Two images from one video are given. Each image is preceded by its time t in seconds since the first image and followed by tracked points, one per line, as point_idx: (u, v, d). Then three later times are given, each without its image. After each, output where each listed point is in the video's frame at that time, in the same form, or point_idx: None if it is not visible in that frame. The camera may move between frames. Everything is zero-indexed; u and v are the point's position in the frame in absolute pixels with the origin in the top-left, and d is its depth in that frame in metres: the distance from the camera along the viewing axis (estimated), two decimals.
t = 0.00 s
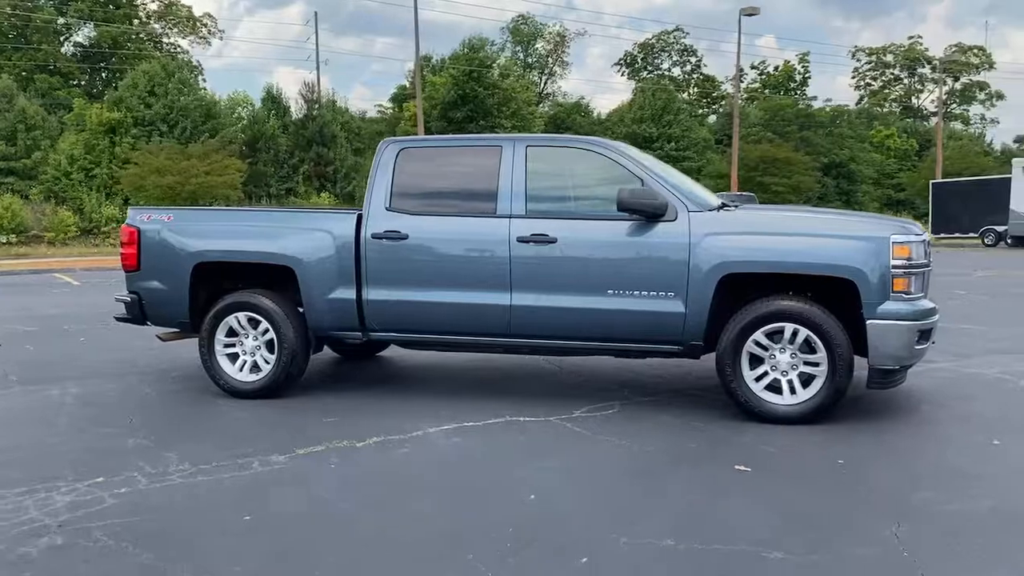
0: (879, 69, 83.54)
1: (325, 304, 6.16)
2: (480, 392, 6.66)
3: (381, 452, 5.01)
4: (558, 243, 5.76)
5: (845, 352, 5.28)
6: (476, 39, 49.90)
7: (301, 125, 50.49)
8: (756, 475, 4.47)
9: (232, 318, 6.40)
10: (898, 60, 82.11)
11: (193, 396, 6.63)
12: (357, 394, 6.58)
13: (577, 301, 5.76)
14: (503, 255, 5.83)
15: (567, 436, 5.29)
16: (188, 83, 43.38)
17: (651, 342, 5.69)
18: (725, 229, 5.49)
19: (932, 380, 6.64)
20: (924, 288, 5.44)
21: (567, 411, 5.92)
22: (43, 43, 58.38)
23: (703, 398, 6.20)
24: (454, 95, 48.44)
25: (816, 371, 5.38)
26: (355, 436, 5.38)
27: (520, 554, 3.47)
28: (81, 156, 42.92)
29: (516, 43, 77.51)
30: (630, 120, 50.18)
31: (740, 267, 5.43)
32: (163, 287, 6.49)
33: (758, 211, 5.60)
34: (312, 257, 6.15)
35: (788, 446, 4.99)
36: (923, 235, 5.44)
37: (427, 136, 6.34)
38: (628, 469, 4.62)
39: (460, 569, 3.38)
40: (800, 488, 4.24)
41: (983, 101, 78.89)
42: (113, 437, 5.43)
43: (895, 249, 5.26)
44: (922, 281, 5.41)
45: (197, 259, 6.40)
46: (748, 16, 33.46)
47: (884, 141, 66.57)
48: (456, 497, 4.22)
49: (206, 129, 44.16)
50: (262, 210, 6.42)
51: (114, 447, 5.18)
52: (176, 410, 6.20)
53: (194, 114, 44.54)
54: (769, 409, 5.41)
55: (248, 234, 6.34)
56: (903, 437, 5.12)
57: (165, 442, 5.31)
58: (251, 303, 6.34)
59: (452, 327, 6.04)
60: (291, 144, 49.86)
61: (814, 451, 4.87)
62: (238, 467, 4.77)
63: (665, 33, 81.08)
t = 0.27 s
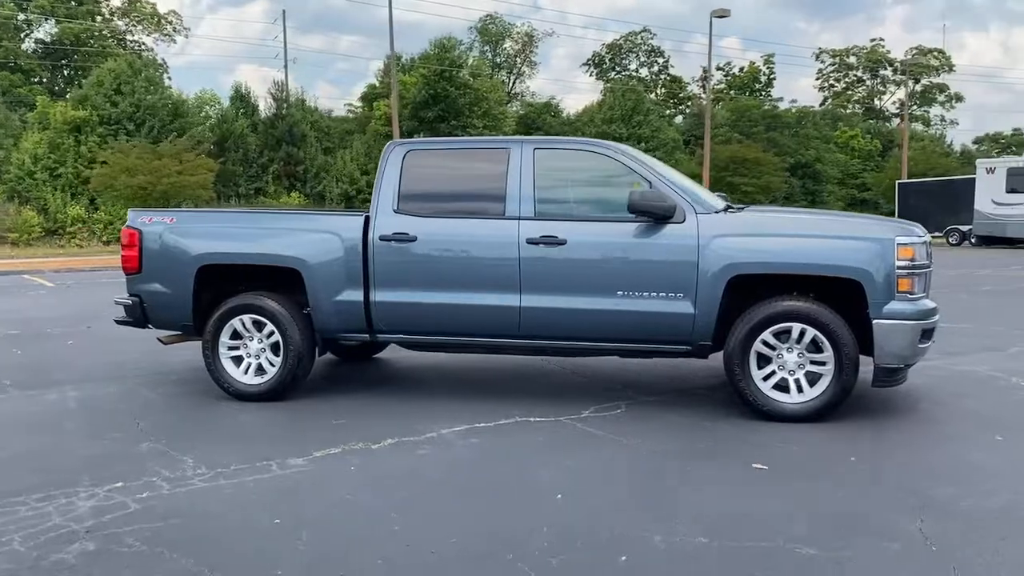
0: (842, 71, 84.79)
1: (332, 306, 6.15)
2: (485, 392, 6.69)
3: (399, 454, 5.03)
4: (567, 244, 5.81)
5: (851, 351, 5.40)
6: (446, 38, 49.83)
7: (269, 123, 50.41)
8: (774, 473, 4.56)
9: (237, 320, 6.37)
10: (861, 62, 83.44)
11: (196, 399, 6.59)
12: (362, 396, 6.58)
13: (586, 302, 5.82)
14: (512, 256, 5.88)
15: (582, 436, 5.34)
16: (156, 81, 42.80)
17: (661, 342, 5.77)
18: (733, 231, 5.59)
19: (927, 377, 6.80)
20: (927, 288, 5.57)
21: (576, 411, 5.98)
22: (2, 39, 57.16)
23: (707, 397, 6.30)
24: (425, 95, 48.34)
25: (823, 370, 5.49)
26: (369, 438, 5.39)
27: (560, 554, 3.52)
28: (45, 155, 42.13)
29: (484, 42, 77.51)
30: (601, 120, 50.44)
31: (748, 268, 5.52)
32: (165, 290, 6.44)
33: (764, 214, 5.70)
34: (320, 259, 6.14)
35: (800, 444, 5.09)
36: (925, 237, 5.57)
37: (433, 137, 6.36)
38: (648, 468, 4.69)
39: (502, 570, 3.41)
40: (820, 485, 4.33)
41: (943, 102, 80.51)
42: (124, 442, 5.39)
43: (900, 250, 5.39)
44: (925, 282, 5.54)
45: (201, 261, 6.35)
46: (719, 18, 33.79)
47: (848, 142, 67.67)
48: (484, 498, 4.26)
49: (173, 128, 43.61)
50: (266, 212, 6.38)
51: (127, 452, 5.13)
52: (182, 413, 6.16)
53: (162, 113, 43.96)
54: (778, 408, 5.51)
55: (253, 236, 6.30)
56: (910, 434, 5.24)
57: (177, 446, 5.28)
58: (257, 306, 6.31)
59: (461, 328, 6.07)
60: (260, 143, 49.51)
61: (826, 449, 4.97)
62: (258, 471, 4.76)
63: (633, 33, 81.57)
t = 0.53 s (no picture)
0: (807, 72, 85.93)
1: (339, 307, 6.16)
2: (488, 392, 6.74)
3: (416, 454, 5.06)
4: (575, 246, 5.88)
5: (853, 350, 5.52)
6: (416, 38, 49.67)
7: (239, 122, 49.91)
8: (789, 468, 4.66)
9: (241, 322, 6.35)
10: (825, 64, 84.61)
11: (198, 401, 6.56)
12: (367, 398, 6.60)
13: (593, 303, 5.88)
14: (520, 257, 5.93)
15: (593, 434, 5.42)
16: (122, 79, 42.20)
17: (667, 342, 5.85)
18: (738, 233, 5.69)
19: (921, 374, 6.96)
20: (925, 288, 5.71)
21: (583, 410, 6.05)
22: None
23: (710, 396, 6.41)
24: (395, 94, 48.19)
25: (826, 368, 5.62)
26: (382, 439, 5.41)
27: (594, 550, 3.58)
28: (8, 154, 41.34)
29: (453, 42, 77.38)
30: (571, 121, 50.62)
31: (753, 270, 5.63)
32: (168, 292, 6.40)
33: (768, 216, 5.81)
34: (325, 260, 6.14)
35: (808, 441, 5.21)
36: (924, 238, 5.71)
37: (438, 139, 6.39)
38: (665, 465, 4.77)
39: (540, 567, 3.47)
40: (836, 481, 4.44)
41: (906, 104, 81.92)
42: (134, 444, 5.36)
43: (900, 251, 5.53)
44: (923, 281, 5.68)
45: (204, 263, 6.33)
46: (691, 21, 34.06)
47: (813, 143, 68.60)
48: (508, 496, 4.31)
49: (140, 127, 43.05)
50: (271, 214, 6.36)
51: (140, 455, 5.11)
52: (187, 415, 6.13)
53: (128, 111, 43.33)
54: (783, 406, 5.64)
55: (257, 238, 6.28)
56: (913, 429, 5.38)
57: (189, 448, 5.27)
58: (261, 308, 6.30)
59: (467, 329, 6.12)
60: (228, 142, 49.00)
61: (835, 444, 5.09)
62: (277, 471, 4.78)
63: (602, 34, 81.92)
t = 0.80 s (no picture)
0: (774, 78, 86.98)
1: (344, 312, 6.16)
2: (490, 396, 6.77)
3: (429, 459, 5.08)
4: (581, 251, 5.94)
5: (855, 352, 5.64)
6: (388, 41, 49.54)
7: (209, 125, 49.42)
8: (800, 470, 4.76)
9: (244, 328, 6.32)
10: (791, 69, 85.71)
11: (199, 408, 6.52)
12: (370, 404, 6.60)
13: (600, 307, 5.94)
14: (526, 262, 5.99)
15: (602, 438, 5.48)
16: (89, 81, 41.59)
17: (673, 345, 5.93)
18: (742, 238, 5.79)
19: (913, 376, 7.11)
20: (923, 293, 5.83)
21: (589, 414, 6.10)
22: None
23: (710, 398, 6.50)
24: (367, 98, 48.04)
25: (828, 371, 5.73)
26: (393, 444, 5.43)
27: (625, 553, 3.63)
28: None
29: (423, 45, 77.26)
30: (543, 125, 50.78)
31: (757, 274, 5.73)
32: (170, 298, 6.36)
33: (770, 221, 5.92)
34: (330, 265, 6.14)
35: (814, 443, 5.30)
36: (921, 243, 5.84)
37: (442, 146, 6.44)
38: (678, 468, 4.84)
39: (574, 570, 3.51)
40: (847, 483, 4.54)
41: (869, 110, 83.27)
42: (142, 452, 5.33)
43: (899, 256, 5.65)
44: (921, 286, 5.80)
45: (207, 268, 6.30)
46: (664, 26, 34.30)
47: (781, 147, 69.44)
48: (529, 500, 4.35)
49: (108, 130, 42.44)
50: (274, 219, 6.35)
51: (151, 463, 5.08)
52: (191, 422, 6.09)
53: (96, 113, 42.71)
54: (786, 408, 5.74)
55: (260, 243, 6.26)
56: (914, 431, 5.50)
57: (199, 455, 5.24)
58: (266, 313, 6.29)
59: (473, 334, 6.15)
60: (197, 145, 48.48)
61: (842, 446, 5.20)
62: (293, 479, 4.77)
63: (572, 38, 82.31)
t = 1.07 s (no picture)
0: (742, 80, 87.79)
1: (353, 312, 6.10)
2: (498, 396, 6.75)
3: (450, 459, 5.05)
4: (593, 250, 5.93)
5: (866, 351, 5.69)
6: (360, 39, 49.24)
7: (178, 123, 48.77)
8: (822, 468, 4.79)
9: (250, 328, 6.23)
10: (759, 71, 86.57)
11: (203, 409, 6.42)
12: (377, 404, 6.53)
13: (612, 306, 5.94)
14: (538, 261, 5.96)
15: (618, 438, 5.47)
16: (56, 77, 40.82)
17: (685, 344, 5.94)
18: (754, 238, 5.81)
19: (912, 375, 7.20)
20: (932, 292, 5.89)
21: (600, 414, 6.10)
22: None
23: (718, 396, 6.54)
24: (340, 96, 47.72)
25: (839, 370, 5.78)
26: (409, 445, 5.38)
27: (666, 552, 3.63)
28: None
29: (393, 44, 76.88)
30: (516, 125, 50.78)
31: (770, 273, 5.76)
32: (172, 298, 6.24)
33: (781, 220, 5.95)
34: (339, 265, 6.07)
35: (829, 441, 5.35)
36: (930, 243, 5.90)
37: (451, 144, 6.40)
38: (700, 467, 4.85)
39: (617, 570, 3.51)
40: (872, 481, 4.59)
41: (836, 112, 84.37)
42: (152, 455, 5.23)
43: (909, 255, 5.71)
44: (930, 285, 5.86)
45: (212, 267, 6.19)
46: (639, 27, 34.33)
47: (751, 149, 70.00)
48: (558, 500, 4.33)
49: (74, 127, 41.68)
50: (280, 217, 6.26)
51: (164, 467, 4.99)
52: (197, 424, 6.00)
53: (62, 110, 41.94)
54: (798, 406, 5.78)
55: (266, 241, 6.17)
56: (925, 429, 5.57)
57: (213, 458, 5.16)
58: (273, 313, 6.20)
59: (484, 334, 6.11)
60: (166, 143, 47.80)
61: (858, 444, 5.24)
62: (313, 481, 4.71)
63: (543, 38, 82.40)
